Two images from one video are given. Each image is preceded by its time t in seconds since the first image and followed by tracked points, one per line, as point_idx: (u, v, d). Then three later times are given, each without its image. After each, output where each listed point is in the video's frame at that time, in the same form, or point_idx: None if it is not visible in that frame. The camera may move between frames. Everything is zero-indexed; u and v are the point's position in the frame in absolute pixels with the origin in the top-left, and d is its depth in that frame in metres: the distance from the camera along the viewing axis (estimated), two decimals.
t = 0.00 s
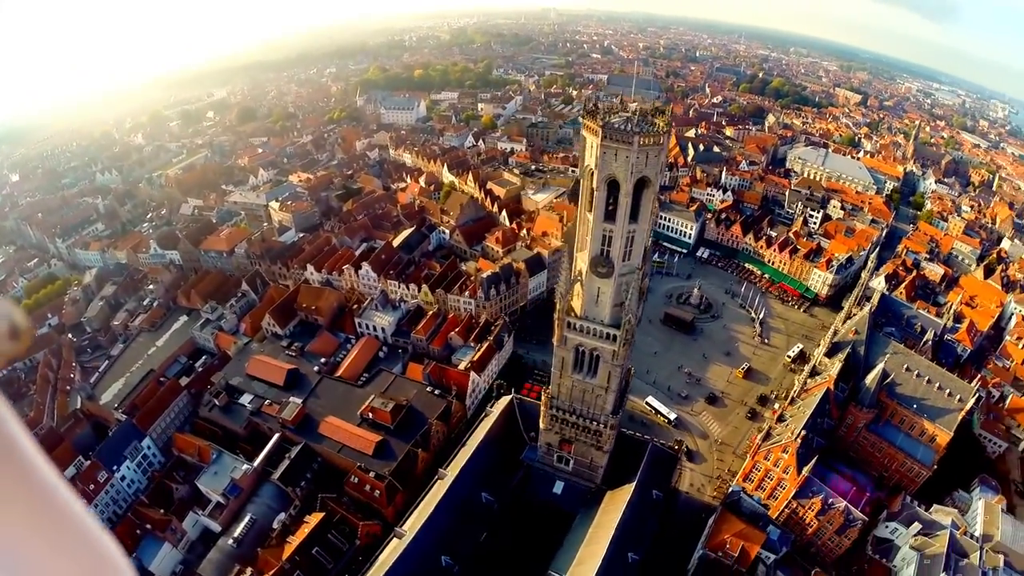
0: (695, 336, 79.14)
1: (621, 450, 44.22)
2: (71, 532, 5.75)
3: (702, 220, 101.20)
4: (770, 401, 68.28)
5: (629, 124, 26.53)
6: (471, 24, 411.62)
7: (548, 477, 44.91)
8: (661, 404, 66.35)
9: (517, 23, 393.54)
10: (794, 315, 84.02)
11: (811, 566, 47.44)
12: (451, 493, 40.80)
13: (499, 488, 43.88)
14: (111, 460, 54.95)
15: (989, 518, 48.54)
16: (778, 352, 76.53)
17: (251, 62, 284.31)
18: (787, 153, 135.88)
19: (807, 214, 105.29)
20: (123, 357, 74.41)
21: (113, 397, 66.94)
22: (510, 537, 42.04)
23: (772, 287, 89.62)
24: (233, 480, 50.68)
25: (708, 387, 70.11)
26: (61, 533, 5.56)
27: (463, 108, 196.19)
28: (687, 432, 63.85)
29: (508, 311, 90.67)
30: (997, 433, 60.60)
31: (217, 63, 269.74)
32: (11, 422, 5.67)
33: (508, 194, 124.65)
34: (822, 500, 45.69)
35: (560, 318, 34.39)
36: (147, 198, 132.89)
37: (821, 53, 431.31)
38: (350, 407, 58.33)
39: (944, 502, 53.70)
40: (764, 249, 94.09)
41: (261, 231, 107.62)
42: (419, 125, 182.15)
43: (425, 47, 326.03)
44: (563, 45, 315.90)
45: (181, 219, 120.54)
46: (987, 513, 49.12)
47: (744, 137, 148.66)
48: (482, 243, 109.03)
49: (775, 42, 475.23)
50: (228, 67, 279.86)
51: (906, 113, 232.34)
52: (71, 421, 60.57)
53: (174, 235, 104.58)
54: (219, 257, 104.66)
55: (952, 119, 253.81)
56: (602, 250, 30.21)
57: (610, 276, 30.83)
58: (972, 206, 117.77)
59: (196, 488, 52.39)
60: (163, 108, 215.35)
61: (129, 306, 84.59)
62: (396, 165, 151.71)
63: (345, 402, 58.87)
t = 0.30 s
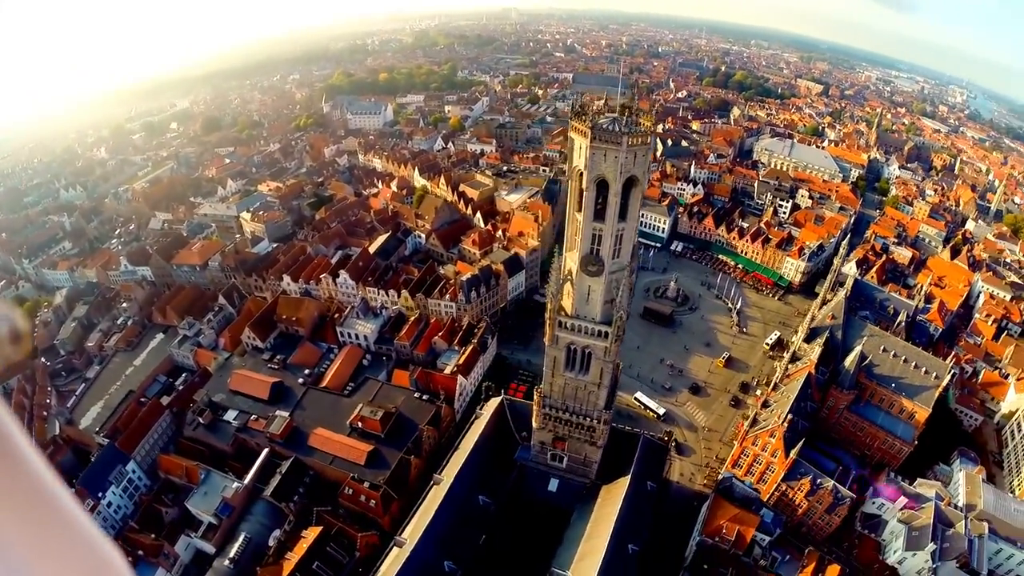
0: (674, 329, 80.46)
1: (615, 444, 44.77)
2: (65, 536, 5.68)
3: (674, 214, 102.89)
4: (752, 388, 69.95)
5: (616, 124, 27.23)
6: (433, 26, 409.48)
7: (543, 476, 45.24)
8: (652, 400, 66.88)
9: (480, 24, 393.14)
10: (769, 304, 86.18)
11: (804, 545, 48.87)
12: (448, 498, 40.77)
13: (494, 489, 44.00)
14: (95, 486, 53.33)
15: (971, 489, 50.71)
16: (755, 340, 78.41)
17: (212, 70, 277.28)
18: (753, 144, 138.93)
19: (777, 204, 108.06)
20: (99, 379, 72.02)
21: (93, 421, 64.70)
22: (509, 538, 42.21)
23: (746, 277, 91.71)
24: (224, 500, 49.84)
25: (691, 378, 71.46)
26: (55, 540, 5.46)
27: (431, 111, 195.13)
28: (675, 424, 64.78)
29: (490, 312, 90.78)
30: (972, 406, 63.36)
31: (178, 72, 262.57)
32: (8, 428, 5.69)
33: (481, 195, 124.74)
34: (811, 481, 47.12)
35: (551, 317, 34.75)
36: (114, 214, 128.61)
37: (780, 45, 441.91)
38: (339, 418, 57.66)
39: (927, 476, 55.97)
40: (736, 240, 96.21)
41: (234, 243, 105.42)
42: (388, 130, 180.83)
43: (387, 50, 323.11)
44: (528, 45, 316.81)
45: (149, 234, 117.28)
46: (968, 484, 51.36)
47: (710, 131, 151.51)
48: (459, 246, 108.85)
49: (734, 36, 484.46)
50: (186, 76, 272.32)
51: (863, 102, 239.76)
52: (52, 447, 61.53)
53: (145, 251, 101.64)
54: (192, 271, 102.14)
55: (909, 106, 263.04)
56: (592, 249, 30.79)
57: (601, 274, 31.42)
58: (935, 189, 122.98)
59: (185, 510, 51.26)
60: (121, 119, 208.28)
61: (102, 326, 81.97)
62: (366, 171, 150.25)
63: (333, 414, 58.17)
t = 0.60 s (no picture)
0: (659, 323, 81.54)
1: (612, 440, 45.44)
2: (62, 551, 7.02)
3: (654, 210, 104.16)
4: (739, 379, 71.47)
5: (610, 125, 27.88)
6: (402, 29, 406.82)
7: (542, 474, 45.71)
8: (645, 397, 67.57)
9: (449, 26, 392.08)
10: (750, 295, 87.99)
11: (799, 528, 50.35)
12: (452, 502, 40.91)
13: (495, 490, 44.34)
14: (88, 509, 52.19)
15: (957, 466, 52.81)
16: (739, 331, 80.11)
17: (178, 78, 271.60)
18: (726, 139, 141.27)
19: (753, 197, 110.09)
20: (82, 399, 70.34)
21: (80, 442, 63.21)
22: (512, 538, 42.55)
23: (727, 270, 93.41)
24: (222, 515, 49.13)
25: (679, 371, 72.63)
26: (49, 552, 6.72)
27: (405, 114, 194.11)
28: (668, 418, 65.68)
29: (477, 314, 91.03)
30: (952, 387, 66.04)
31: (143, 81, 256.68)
32: (11, 461, 7.10)
33: (461, 197, 124.76)
34: (803, 466, 48.52)
35: (547, 317, 35.21)
36: (88, 228, 125.36)
37: (748, 39, 449.49)
38: (334, 427, 57.39)
39: (913, 456, 57.89)
40: (716, 234, 97.89)
41: (214, 254, 103.74)
42: (364, 134, 179.51)
43: (357, 54, 320.58)
44: (499, 45, 316.99)
45: (124, 247, 114.73)
46: (953, 462, 53.39)
47: (684, 127, 153.64)
48: (441, 249, 108.67)
49: (702, 31, 490.68)
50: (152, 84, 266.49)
51: (830, 93, 245.09)
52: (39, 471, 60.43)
53: (122, 265, 99.46)
54: (171, 284, 100.31)
55: (875, 96, 269.61)
56: (588, 248, 31.41)
57: (596, 273, 32.05)
58: (905, 178, 126.58)
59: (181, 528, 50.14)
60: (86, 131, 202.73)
61: (82, 344, 80.04)
62: (343, 176, 148.94)
63: (328, 423, 57.88)
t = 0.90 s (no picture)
0: (653, 321, 82.28)
1: (616, 438, 45.96)
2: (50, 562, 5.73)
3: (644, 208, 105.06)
4: (734, 373, 72.43)
5: (615, 128, 28.50)
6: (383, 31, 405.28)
7: (547, 474, 46.15)
8: (646, 396, 67.94)
9: (431, 28, 391.62)
10: (741, 290, 89.15)
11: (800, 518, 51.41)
12: (461, 504, 41.17)
13: (501, 491, 44.70)
14: (88, 526, 51.69)
15: (950, 452, 53.94)
16: (732, 326, 81.14)
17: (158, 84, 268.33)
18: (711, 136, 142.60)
19: (740, 193, 111.36)
20: (76, 412, 69.32)
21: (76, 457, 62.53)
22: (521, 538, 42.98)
23: (718, 266, 94.49)
24: (225, 527, 49.40)
25: (675, 367, 73.37)
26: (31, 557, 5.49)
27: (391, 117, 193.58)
28: (668, 416, 66.20)
29: (472, 316, 91.34)
30: (942, 374, 67.58)
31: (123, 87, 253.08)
32: None
33: (451, 199, 124.93)
34: (802, 457, 49.50)
35: (553, 317, 35.64)
36: (73, 237, 123.50)
37: (729, 36, 454.22)
38: (337, 432, 57.44)
39: (907, 443, 59.20)
40: (705, 230, 98.92)
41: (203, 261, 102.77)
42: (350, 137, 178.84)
43: (339, 57, 319.05)
44: (482, 46, 317.23)
45: (111, 257, 113.27)
46: (946, 447, 54.64)
47: (669, 125, 154.92)
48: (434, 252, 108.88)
49: (682, 28, 494.21)
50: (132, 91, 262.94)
51: (810, 88, 248.32)
52: (34, 488, 60.77)
53: (110, 274, 98.19)
54: (161, 293, 99.24)
55: (855, 90, 273.61)
56: (593, 248, 32.02)
57: (602, 273, 32.63)
58: (888, 171, 128.83)
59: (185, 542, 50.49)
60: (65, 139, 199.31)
61: (73, 356, 78.94)
62: (331, 180, 148.30)
63: (330, 429, 57.91)
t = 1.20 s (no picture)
0: (651, 319, 83.06)
1: (622, 436, 46.60)
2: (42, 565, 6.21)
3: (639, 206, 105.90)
4: (732, 369, 73.40)
5: (625, 129, 29.10)
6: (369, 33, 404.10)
7: (554, 473, 46.72)
8: (649, 395, 68.41)
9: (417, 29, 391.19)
10: (737, 287, 90.21)
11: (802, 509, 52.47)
12: (472, 505, 41.64)
13: (510, 490, 45.24)
14: (90, 539, 51.59)
15: (947, 441, 55.21)
16: (728, 322, 82.16)
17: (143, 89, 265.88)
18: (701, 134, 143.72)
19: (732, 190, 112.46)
20: (73, 425, 69.16)
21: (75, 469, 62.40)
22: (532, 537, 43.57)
23: (712, 263, 95.55)
24: (234, 537, 49.40)
25: (674, 364, 74.19)
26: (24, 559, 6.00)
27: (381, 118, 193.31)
28: (670, 413, 66.84)
29: (471, 317, 91.85)
30: (935, 365, 69.18)
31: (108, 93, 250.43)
32: None
33: (445, 201, 125.25)
34: (804, 449, 50.44)
35: (562, 316, 36.19)
36: (63, 245, 122.16)
37: (715, 34, 456.93)
38: (343, 435, 57.73)
39: (904, 434, 60.51)
40: (699, 228, 99.87)
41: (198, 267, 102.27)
42: (341, 140, 178.59)
43: (326, 60, 317.94)
44: (469, 47, 317.64)
45: (103, 264, 112.31)
46: (942, 437, 55.89)
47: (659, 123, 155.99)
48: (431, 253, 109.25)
49: (668, 27, 496.81)
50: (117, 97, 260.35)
51: (796, 85, 250.83)
52: (34, 502, 60.17)
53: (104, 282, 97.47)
54: (156, 300, 98.69)
55: (841, 86, 276.53)
56: (602, 247, 32.63)
57: (611, 273, 33.25)
58: (876, 166, 130.69)
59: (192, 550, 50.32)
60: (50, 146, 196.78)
61: (68, 366, 78.33)
62: (323, 183, 147.96)
63: (337, 432, 58.16)
